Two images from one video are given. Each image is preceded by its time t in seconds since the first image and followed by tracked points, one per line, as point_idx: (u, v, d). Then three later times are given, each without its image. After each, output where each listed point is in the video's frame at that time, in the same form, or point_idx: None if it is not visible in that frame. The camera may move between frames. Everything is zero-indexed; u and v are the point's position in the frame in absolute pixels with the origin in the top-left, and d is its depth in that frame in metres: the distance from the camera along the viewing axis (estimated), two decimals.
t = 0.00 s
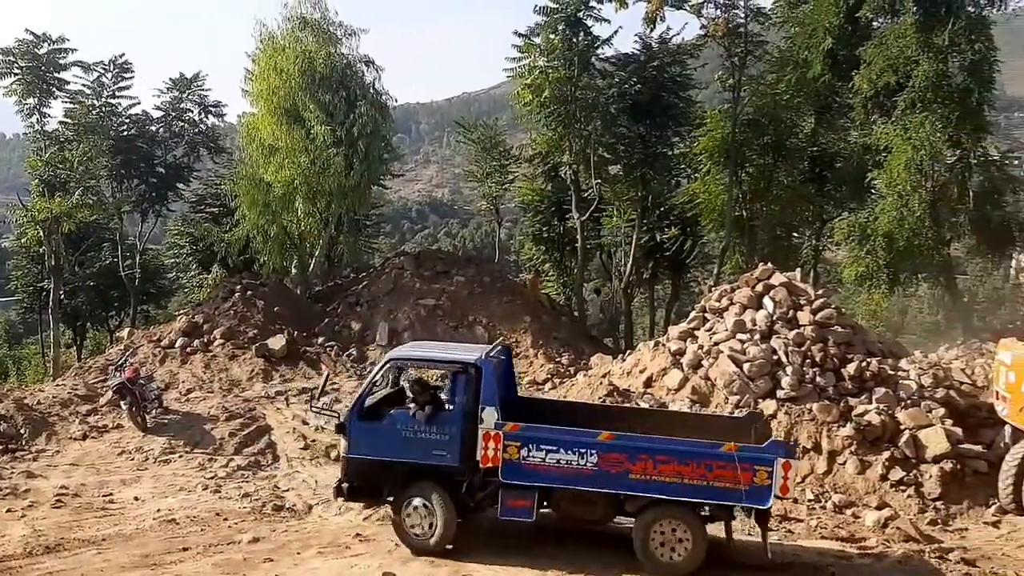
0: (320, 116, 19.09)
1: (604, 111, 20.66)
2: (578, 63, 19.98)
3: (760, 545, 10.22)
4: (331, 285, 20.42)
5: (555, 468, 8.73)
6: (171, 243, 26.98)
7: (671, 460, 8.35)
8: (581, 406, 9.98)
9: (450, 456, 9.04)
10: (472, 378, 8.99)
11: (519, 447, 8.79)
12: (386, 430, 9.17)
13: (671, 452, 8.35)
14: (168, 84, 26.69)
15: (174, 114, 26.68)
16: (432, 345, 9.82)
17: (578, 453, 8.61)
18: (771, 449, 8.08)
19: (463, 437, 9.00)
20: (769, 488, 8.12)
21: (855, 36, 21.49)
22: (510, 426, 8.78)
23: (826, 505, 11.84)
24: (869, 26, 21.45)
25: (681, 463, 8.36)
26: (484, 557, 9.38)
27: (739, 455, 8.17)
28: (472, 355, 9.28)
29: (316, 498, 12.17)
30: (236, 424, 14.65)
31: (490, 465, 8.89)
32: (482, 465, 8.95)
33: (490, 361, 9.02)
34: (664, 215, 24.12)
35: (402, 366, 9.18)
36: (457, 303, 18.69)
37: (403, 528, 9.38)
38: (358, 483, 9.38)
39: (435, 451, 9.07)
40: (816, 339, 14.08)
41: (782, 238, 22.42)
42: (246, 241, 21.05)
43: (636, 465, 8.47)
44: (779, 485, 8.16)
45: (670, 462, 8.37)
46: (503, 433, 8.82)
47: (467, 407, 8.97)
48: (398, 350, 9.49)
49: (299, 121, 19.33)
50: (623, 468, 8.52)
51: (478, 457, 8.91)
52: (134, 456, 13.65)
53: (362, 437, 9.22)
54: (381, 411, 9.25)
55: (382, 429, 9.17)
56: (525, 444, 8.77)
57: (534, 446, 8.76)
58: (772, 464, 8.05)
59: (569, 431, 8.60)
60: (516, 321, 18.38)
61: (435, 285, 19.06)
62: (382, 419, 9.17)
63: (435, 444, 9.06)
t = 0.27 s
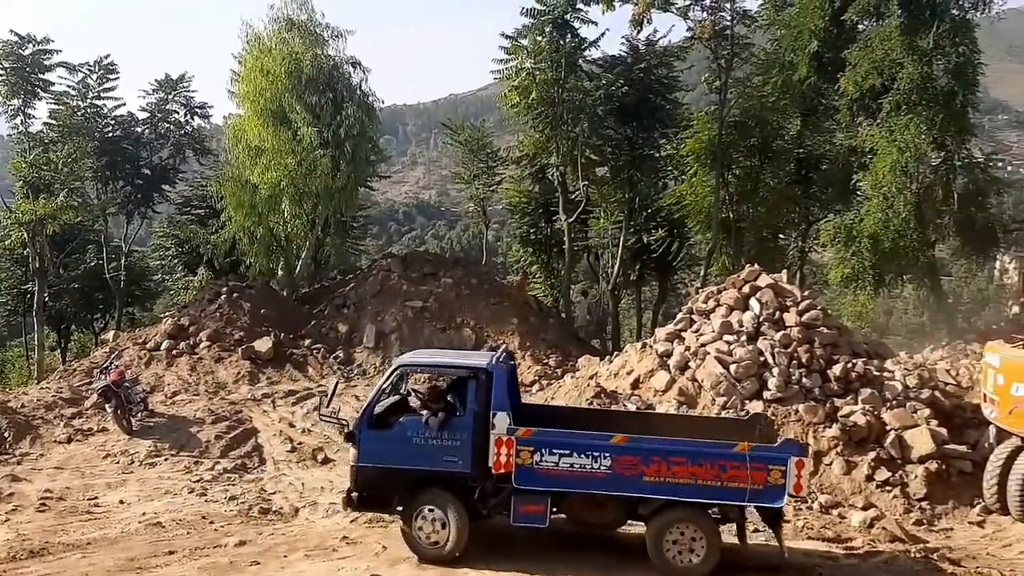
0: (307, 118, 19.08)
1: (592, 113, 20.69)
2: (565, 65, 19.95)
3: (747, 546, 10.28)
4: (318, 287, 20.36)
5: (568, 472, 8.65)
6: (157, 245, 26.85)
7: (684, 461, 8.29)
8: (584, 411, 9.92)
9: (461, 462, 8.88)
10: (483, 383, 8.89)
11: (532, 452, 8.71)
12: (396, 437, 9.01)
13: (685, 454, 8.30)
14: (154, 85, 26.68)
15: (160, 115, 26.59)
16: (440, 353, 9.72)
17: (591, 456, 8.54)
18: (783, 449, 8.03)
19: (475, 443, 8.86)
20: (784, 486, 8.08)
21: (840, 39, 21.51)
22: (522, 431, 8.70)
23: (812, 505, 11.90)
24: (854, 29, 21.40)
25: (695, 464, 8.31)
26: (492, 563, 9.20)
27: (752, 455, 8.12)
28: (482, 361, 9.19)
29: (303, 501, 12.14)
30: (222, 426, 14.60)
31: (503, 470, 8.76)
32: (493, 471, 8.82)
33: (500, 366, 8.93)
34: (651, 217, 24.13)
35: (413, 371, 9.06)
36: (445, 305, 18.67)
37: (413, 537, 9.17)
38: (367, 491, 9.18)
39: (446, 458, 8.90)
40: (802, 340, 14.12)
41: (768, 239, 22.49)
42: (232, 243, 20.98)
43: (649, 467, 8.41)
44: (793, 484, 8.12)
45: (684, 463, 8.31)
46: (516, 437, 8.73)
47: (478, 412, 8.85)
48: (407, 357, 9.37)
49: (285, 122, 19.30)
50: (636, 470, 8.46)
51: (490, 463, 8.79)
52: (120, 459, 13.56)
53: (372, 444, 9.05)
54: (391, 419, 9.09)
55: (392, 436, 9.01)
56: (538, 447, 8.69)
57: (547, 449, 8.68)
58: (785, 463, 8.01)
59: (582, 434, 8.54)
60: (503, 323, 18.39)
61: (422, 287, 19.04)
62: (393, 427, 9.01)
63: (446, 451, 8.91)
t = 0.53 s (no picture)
0: (294, 118, 19.07)
1: (579, 114, 20.72)
2: (553, 66, 19.94)
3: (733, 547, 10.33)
4: (305, 288, 20.31)
5: (578, 479, 8.54)
6: (143, 245, 26.74)
7: (697, 467, 8.27)
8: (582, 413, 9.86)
9: (472, 470, 8.68)
10: (494, 389, 8.69)
11: (541, 458, 8.56)
12: (404, 445, 8.71)
13: (696, 460, 8.27)
14: (140, 85, 26.62)
15: (146, 115, 26.54)
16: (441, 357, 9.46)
17: (602, 462, 8.44)
18: (795, 454, 8.09)
19: (485, 450, 8.68)
20: (794, 492, 8.16)
21: (826, 41, 21.59)
22: (533, 438, 8.54)
23: (798, 505, 11.96)
24: (840, 30, 21.45)
25: (706, 469, 8.30)
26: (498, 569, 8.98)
27: (763, 461, 8.16)
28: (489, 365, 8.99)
29: (289, 503, 12.11)
30: (209, 427, 14.55)
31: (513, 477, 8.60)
32: (504, 479, 8.66)
33: (512, 372, 8.75)
34: (638, 218, 24.17)
35: (420, 377, 8.76)
36: (432, 305, 18.65)
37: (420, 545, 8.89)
38: (373, 501, 8.85)
39: (456, 466, 8.68)
40: (788, 340, 14.19)
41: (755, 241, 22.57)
42: (219, 243, 20.91)
43: (661, 473, 8.36)
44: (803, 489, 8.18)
45: (695, 469, 8.28)
46: (526, 444, 8.55)
47: (489, 419, 8.66)
48: (410, 362, 9.06)
49: (272, 123, 19.30)
50: (648, 476, 8.39)
51: (500, 470, 8.62)
52: (105, 461, 13.49)
53: (379, 453, 8.71)
54: (398, 426, 8.78)
55: (401, 444, 8.70)
56: (547, 454, 8.55)
57: (556, 456, 8.56)
58: (796, 469, 8.07)
59: (593, 441, 8.42)
60: (491, 324, 18.41)
61: (410, 287, 19.02)
62: (401, 434, 8.69)
63: (455, 459, 8.69)
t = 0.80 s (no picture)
0: (279, 113, 18.96)
1: (565, 109, 20.72)
2: (539, 61, 19.95)
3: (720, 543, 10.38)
4: (291, 283, 20.24)
5: (589, 480, 8.51)
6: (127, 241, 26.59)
7: (708, 468, 8.28)
8: (583, 412, 9.84)
9: (482, 470, 8.64)
10: (504, 390, 8.68)
11: (552, 459, 8.52)
12: (414, 445, 8.63)
13: (707, 461, 8.30)
14: (124, 79, 26.50)
15: (130, 110, 26.42)
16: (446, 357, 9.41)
17: (613, 463, 8.42)
18: (805, 455, 8.13)
19: (495, 450, 8.65)
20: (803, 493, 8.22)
21: (812, 37, 21.63)
22: (544, 439, 8.48)
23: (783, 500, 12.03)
24: (826, 27, 21.53)
25: (717, 471, 8.32)
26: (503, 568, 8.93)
27: (773, 462, 8.21)
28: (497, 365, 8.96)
29: (275, 499, 12.08)
30: (194, 424, 14.49)
31: (524, 478, 8.53)
32: (515, 479, 8.59)
33: (522, 372, 8.76)
34: (625, 213, 24.19)
35: (430, 377, 8.68)
36: (419, 301, 18.64)
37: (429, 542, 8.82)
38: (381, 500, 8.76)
39: (466, 466, 8.63)
40: (773, 336, 14.24)
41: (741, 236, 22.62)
42: (204, 239, 20.80)
43: (672, 474, 8.36)
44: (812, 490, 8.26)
45: (706, 470, 8.30)
46: (537, 445, 8.49)
47: (498, 420, 8.65)
48: (417, 360, 8.99)
49: (256, 117, 19.14)
50: (658, 478, 8.39)
51: (510, 471, 8.57)
52: (89, 457, 13.40)
53: (388, 453, 8.62)
54: (406, 425, 8.70)
55: (410, 444, 8.62)
56: (558, 455, 8.50)
57: (567, 457, 8.51)
58: (807, 470, 8.14)
59: (604, 442, 8.40)
60: (478, 319, 18.42)
61: (396, 283, 18.99)
62: (411, 434, 8.62)
63: (465, 459, 8.64)
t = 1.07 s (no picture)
0: (259, 107, 18.91)
1: (547, 105, 20.75)
2: (521, 57, 19.98)
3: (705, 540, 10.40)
4: (272, 280, 20.15)
5: (598, 479, 8.44)
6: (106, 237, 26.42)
7: (718, 467, 8.29)
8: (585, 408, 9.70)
9: (492, 469, 8.53)
10: (515, 388, 8.55)
11: (562, 458, 8.43)
12: (423, 443, 8.52)
13: (717, 459, 8.30)
14: (104, 74, 26.38)
15: (110, 104, 26.28)
16: (456, 353, 9.29)
17: (623, 462, 8.37)
18: (813, 454, 8.23)
19: (507, 448, 8.55)
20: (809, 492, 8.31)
21: (792, 34, 21.89)
22: (554, 437, 8.41)
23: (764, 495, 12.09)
24: (806, 24, 21.78)
25: (726, 470, 8.33)
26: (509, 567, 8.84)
27: (782, 461, 8.27)
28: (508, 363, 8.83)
29: (256, 496, 12.03)
30: (174, 421, 14.40)
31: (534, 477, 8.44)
32: (524, 478, 8.50)
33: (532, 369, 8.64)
34: (607, 210, 24.25)
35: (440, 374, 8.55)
36: (400, 298, 18.62)
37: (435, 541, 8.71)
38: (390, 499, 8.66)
39: (477, 464, 8.52)
40: (754, 332, 14.30)
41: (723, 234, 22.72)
42: (184, 235, 20.68)
43: (681, 473, 8.34)
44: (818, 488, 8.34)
45: (716, 469, 8.30)
46: (548, 444, 8.42)
47: (509, 418, 8.54)
48: (427, 357, 8.87)
49: (237, 112, 19.11)
50: (668, 476, 8.37)
51: (520, 469, 8.46)
52: (68, 455, 13.27)
53: (398, 451, 8.51)
54: (416, 423, 8.59)
55: (420, 442, 8.51)
56: (568, 454, 8.41)
57: (576, 456, 8.43)
58: (814, 469, 8.22)
59: (616, 440, 8.35)
60: (460, 316, 18.43)
61: (378, 279, 18.96)
62: (421, 432, 8.51)
63: (476, 457, 8.52)
